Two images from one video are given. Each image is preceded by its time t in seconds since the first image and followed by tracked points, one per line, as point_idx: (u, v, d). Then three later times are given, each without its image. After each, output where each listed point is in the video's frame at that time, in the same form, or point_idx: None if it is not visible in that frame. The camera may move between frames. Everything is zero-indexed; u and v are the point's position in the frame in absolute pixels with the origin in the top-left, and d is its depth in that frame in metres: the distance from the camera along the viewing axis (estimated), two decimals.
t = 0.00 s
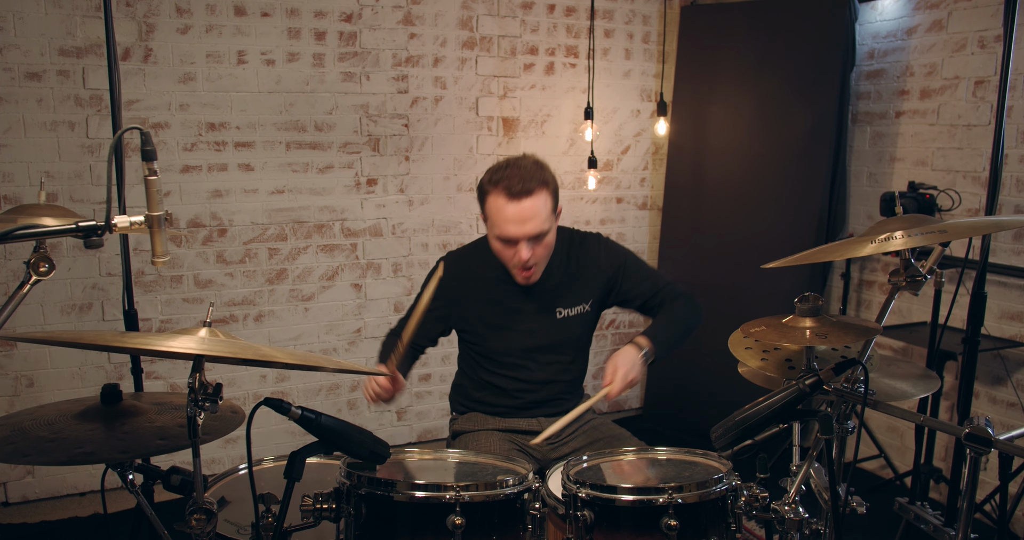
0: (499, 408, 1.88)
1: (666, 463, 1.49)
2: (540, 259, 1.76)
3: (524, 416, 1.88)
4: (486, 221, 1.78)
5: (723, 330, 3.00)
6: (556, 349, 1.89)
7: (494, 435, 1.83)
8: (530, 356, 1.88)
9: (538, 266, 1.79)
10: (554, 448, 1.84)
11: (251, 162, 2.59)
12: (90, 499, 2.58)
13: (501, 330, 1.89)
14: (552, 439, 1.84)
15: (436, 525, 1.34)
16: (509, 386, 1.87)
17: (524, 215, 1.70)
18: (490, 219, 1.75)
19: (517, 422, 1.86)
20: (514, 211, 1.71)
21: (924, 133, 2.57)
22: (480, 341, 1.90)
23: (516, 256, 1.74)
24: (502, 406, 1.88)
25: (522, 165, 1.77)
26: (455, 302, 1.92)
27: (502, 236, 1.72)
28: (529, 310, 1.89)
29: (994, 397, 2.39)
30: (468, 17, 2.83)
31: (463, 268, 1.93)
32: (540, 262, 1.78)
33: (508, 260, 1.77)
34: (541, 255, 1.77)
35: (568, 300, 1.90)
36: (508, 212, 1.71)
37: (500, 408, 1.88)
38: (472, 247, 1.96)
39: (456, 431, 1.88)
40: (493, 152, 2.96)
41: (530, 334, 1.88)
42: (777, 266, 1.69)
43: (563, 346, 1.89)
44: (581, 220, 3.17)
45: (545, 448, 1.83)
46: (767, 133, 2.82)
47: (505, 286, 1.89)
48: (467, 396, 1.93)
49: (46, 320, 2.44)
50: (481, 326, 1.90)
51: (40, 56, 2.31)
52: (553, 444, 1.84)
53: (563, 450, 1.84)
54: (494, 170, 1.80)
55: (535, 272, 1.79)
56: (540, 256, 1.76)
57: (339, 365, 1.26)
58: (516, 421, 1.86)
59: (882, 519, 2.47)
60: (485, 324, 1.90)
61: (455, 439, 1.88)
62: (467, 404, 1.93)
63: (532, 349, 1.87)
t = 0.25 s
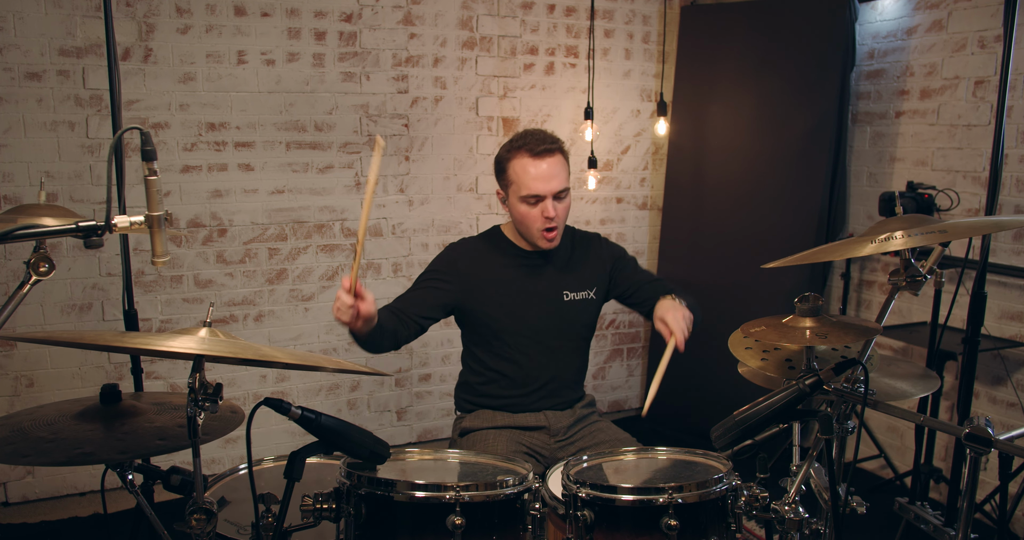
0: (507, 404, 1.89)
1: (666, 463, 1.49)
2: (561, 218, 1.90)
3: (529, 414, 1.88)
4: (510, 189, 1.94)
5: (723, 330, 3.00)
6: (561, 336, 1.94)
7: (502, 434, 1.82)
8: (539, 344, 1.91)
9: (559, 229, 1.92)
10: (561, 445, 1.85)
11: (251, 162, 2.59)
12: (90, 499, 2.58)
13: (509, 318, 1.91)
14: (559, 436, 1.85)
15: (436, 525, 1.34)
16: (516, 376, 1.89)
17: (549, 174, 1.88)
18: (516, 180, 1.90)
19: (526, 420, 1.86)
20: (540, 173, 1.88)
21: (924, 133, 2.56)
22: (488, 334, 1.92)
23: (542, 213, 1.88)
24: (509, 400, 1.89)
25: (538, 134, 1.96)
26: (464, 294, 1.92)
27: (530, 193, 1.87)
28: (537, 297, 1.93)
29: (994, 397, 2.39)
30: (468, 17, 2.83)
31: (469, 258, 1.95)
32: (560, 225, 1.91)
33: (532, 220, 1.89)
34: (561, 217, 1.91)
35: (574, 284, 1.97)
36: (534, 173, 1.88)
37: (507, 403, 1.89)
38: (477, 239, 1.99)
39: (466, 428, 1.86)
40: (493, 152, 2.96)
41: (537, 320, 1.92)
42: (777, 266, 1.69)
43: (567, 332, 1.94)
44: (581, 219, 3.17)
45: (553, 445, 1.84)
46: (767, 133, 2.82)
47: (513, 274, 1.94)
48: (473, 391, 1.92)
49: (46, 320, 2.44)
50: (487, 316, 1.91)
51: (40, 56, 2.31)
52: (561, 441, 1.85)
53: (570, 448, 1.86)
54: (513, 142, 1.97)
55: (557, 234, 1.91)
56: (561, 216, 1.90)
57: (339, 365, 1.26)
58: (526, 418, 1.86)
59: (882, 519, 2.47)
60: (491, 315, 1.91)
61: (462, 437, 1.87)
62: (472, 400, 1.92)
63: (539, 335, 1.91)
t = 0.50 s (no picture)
0: (512, 401, 1.88)
1: (666, 463, 1.49)
2: (565, 217, 1.93)
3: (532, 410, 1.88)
4: (516, 187, 1.97)
5: (723, 329, 3.00)
6: (563, 332, 1.95)
7: (509, 430, 1.82)
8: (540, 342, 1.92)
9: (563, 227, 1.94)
10: (566, 440, 1.85)
11: (251, 162, 2.59)
12: (90, 499, 2.58)
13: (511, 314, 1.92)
14: (564, 430, 1.86)
15: (436, 525, 1.34)
16: (519, 371, 1.89)
17: (556, 172, 1.91)
18: (523, 177, 1.93)
19: (533, 415, 1.86)
20: (547, 171, 1.91)
21: (924, 133, 2.56)
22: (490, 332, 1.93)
23: (546, 210, 1.90)
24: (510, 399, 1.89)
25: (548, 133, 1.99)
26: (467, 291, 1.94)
27: (536, 190, 1.90)
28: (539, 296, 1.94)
29: (994, 397, 2.39)
30: (468, 17, 2.83)
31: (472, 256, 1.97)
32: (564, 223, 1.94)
33: (537, 217, 1.92)
34: (566, 215, 1.94)
35: (575, 283, 1.98)
36: (541, 171, 1.91)
37: (507, 402, 1.89)
38: (479, 238, 2.01)
39: (473, 424, 1.85)
40: (493, 152, 2.96)
41: (539, 316, 1.94)
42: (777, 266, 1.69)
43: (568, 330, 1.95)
44: (581, 219, 3.17)
45: (558, 439, 1.85)
46: (767, 133, 2.82)
47: (516, 271, 1.96)
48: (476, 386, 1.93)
49: (46, 320, 2.44)
50: (490, 313, 1.93)
51: (40, 56, 2.31)
52: (566, 435, 1.86)
53: (575, 442, 1.87)
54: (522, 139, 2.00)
55: (561, 232, 1.93)
56: (566, 215, 1.93)
57: (339, 365, 1.26)
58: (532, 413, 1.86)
59: (882, 519, 2.47)
60: (494, 312, 1.92)
61: (468, 434, 1.86)
62: (475, 395, 1.92)
63: (542, 331, 1.93)
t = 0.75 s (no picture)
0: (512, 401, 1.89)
1: (666, 463, 1.49)
2: (559, 227, 1.90)
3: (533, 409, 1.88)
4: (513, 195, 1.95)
5: (722, 329, 3.00)
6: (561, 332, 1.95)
7: (509, 430, 1.81)
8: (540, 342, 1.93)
9: (558, 236, 1.92)
10: (567, 441, 1.85)
11: (251, 162, 2.59)
12: (90, 499, 2.58)
13: (512, 315, 1.92)
14: (565, 432, 1.85)
15: (436, 525, 1.34)
16: (519, 372, 1.91)
17: (555, 183, 1.88)
18: (517, 186, 1.91)
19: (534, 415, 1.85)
20: (546, 180, 1.89)
21: (924, 133, 2.57)
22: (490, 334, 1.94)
23: (538, 220, 1.89)
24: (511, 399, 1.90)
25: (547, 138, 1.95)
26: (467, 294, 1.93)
27: (528, 201, 1.88)
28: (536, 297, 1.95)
29: (994, 397, 2.39)
30: (468, 17, 2.83)
31: (471, 256, 1.97)
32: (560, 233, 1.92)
33: (531, 226, 1.91)
34: (561, 225, 1.91)
35: (574, 286, 1.99)
36: (533, 181, 1.88)
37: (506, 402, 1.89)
38: (479, 240, 1.99)
39: (475, 424, 1.85)
40: (493, 152, 2.96)
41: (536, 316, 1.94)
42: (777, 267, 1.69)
43: (568, 329, 1.96)
44: (581, 219, 3.17)
45: (558, 441, 1.84)
46: (767, 133, 2.82)
47: (517, 272, 1.96)
48: (477, 386, 1.94)
49: (46, 320, 2.44)
50: (491, 314, 1.94)
51: (40, 56, 2.31)
52: (567, 436, 1.85)
53: (576, 443, 1.86)
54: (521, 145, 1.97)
55: (555, 241, 1.92)
56: (560, 224, 1.90)
57: (339, 365, 1.26)
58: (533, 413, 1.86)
59: (882, 519, 2.47)
60: (494, 313, 1.93)
61: (468, 434, 1.85)
62: (476, 395, 1.93)
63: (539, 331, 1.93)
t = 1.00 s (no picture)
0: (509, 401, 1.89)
1: (666, 463, 1.49)
2: (524, 204, 1.93)
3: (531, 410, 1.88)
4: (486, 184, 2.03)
5: (722, 329, 3.00)
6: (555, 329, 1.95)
7: (507, 428, 1.82)
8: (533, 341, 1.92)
9: (527, 215, 1.94)
10: (566, 437, 1.85)
11: (251, 162, 2.59)
12: (90, 499, 2.58)
13: (505, 311, 1.93)
14: (564, 427, 1.85)
15: (436, 525, 1.34)
16: (515, 372, 1.90)
17: (522, 162, 1.94)
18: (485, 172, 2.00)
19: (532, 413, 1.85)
20: (514, 160, 1.95)
21: (924, 133, 2.57)
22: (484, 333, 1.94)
23: (503, 198, 1.94)
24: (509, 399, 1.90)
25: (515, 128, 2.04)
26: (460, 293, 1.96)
27: (493, 181, 1.95)
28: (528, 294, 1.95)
29: (994, 397, 2.39)
30: (468, 17, 2.83)
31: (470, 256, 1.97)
32: (527, 213, 1.94)
33: (499, 207, 1.96)
34: (527, 203, 1.94)
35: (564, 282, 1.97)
36: (497, 162, 1.96)
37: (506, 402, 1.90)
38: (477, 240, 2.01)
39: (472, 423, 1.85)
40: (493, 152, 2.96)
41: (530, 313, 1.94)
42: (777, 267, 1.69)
43: (564, 326, 1.95)
44: (581, 219, 3.17)
45: (557, 437, 1.85)
46: (767, 133, 2.82)
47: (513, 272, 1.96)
48: (473, 387, 1.94)
49: (46, 320, 2.44)
50: (486, 311, 1.95)
51: (40, 56, 2.31)
52: (565, 431, 1.86)
53: (575, 438, 1.86)
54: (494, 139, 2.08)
55: (523, 219, 1.93)
56: (525, 201, 1.93)
57: (339, 366, 1.26)
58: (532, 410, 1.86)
59: (882, 519, 2.47)
60: (487, 314, 1.93)
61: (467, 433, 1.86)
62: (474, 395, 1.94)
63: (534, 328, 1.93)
